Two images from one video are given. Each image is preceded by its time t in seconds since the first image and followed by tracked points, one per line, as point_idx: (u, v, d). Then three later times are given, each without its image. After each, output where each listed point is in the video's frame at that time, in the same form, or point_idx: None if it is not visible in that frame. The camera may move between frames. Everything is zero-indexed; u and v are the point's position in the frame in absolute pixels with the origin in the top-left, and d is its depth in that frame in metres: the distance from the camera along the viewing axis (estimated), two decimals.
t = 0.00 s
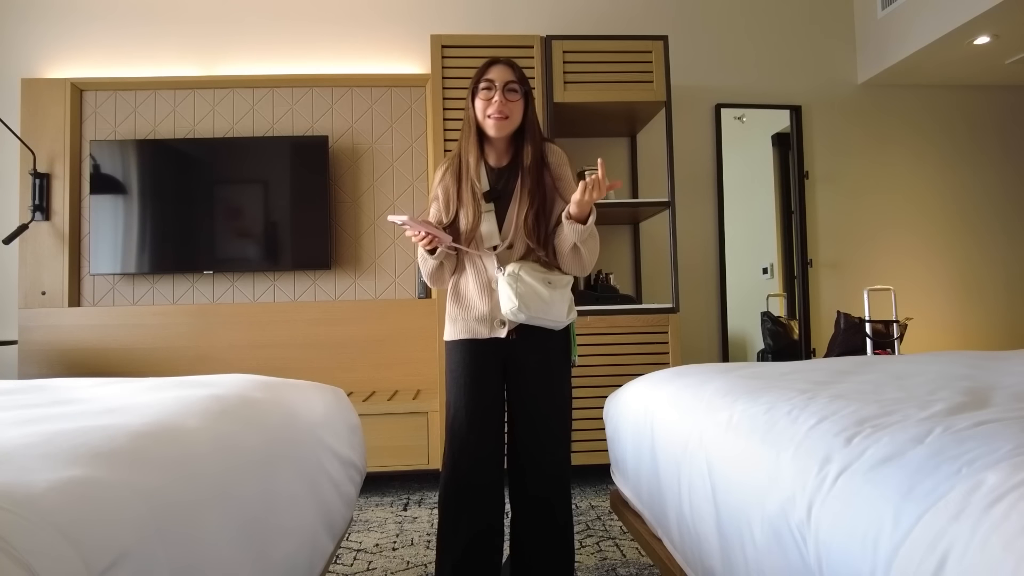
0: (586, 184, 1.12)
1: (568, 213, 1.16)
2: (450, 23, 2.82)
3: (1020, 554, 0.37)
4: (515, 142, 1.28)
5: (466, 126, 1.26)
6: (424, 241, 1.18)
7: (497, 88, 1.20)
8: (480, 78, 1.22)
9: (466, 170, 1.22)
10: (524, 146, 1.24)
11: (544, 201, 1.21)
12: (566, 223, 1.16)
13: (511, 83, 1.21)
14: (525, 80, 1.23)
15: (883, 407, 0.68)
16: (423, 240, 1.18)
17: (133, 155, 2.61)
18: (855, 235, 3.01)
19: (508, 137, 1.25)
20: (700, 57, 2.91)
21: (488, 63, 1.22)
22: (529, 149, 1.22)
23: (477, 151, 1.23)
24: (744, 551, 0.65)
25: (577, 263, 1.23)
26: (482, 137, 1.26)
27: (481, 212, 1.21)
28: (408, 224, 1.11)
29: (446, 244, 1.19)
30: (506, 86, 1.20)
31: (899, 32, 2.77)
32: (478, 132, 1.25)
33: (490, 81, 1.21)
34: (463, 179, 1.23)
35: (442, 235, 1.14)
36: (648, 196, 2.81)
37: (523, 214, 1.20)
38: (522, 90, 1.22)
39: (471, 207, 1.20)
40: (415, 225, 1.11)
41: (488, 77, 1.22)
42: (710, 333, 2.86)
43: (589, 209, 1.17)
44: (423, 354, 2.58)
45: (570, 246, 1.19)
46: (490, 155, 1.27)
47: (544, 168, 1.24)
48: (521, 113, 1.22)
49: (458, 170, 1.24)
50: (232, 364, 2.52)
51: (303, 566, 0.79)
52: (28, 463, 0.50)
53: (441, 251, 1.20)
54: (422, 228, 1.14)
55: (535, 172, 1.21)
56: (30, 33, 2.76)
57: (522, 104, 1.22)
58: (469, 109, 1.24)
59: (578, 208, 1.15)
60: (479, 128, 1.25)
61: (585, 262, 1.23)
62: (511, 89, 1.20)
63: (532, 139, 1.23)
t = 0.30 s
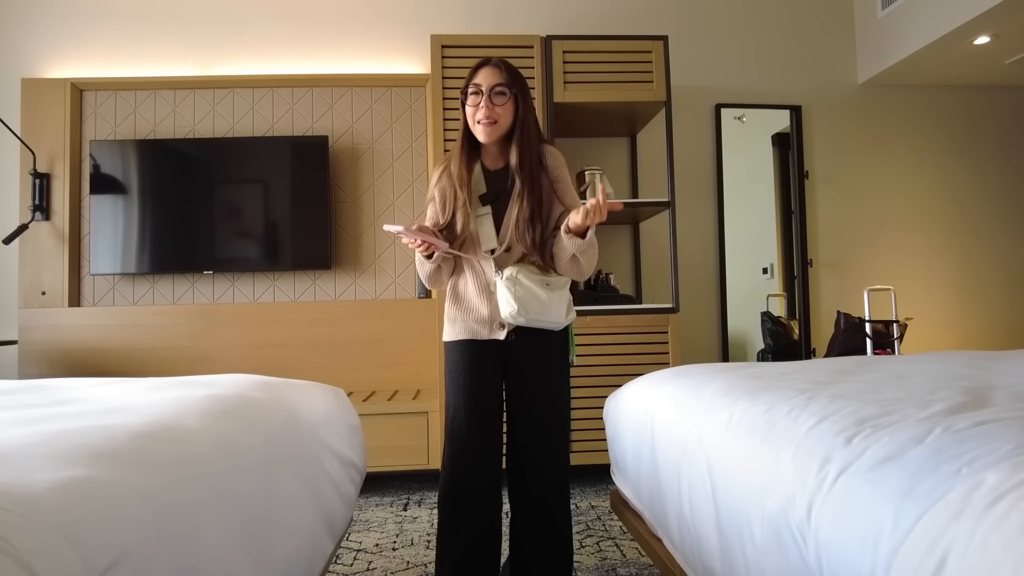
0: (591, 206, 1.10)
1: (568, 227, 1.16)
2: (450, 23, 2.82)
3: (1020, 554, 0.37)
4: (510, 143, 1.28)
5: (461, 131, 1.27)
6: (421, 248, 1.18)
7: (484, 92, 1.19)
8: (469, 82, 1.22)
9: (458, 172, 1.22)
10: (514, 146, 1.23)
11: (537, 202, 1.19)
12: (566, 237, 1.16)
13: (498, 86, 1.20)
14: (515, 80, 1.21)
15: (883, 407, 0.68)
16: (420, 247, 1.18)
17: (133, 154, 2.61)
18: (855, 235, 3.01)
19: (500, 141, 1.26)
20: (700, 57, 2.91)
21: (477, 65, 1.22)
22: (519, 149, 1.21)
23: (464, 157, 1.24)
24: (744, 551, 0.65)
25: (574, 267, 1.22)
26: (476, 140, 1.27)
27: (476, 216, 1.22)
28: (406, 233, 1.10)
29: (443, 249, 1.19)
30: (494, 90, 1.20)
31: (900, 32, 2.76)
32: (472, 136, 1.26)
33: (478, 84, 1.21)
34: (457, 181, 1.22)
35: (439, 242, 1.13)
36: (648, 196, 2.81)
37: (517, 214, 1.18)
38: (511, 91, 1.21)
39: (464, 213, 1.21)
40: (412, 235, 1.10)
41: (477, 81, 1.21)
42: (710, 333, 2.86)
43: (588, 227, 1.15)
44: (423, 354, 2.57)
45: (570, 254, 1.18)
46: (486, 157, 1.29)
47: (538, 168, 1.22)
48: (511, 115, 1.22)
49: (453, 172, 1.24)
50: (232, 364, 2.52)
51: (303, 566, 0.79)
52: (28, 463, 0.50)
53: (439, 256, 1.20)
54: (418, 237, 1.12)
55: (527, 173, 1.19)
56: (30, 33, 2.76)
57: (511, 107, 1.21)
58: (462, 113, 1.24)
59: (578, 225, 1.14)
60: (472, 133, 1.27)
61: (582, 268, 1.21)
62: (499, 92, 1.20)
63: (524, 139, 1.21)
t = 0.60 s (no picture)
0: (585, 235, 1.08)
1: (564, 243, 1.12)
2: (450, 23, 2.82)
3: (1021, 554, 0.37)
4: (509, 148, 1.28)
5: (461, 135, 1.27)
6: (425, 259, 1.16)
7: (485, 97, 1.19)
8: (470, 87, 1.22)
9: (458, 178, 1.22)
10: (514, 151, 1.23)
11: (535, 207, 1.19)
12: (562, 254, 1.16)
13: (499, 90, 1.20)
14: (514, 85, 1.22)
15: (883, 407, 0.68)
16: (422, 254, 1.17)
17: (133, 154, 2.61)
18: (854, 235, 3.01)
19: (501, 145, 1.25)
20: (700, 57, 2.91)
21: (477, 69, 1.22)
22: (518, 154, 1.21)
23: (462, 162, 1.23)
24: (744, 551, 0.65)
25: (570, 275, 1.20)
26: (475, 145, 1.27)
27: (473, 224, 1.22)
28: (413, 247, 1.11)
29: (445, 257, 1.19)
30: (494, 94, 1.20)
31: (900, 32, 2.76)
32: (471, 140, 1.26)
33: (478, 89, 1.21)
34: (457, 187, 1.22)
35: (444, 255, 1.13)
36: (648, 196, 2.81)
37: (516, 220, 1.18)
38: (511, 96, 1.21)
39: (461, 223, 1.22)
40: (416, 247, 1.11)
41: (477, 85, 1.21)
42: (710, 333, 2.86)
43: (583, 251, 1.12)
44: (423, 354, 2.57)
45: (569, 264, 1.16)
46: (485, 162, 1.28)
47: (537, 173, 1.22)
48: (510, 120, 1.22)
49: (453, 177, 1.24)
50: (232, 364, 2.52)
51: (303, 565, 0.79)
52: (28, 463, 0.50)
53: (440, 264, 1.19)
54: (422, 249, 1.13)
55: (526, 178, 1.19)
56: (31, 33, 2.76)
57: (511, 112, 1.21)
58: (461, 118, 1.24)
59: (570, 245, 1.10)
60: (472, 138, 1.26)
61: (580, 275, 1.19)
62: (500, 97, 1.20)
63: (523, 144, 1.21)
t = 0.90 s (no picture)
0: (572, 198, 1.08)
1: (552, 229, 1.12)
2: (450, 23, 2.82)
3: (1021, 554, 0.37)
4: (512, 148, 1.28)
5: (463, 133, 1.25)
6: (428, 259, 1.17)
7: (493, 94, 1.19)
8: (475, 83, 1.21)
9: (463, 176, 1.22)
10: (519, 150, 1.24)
11: (539, 206, 1.20)
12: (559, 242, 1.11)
13: (506, 88, 1.20)
14: (521, 84, 1.22)
15: (883, 407, 0.67)
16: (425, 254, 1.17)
17: (133, 154, 2.61)
18: (854, 235, 3.01)
19: (505, 144, 1.25)
20: (700, 57, 2.91)
21: (483, 67, 1.22)
22: (526, 153, 1.22)
23: (469, 159, 1.23)
24: (744, 551, 0.65)
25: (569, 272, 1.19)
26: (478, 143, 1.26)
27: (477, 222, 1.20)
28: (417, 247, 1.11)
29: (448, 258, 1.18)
30: (502, 92, 1.19)
31: (900, 32, 2.76)
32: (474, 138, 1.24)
33: (485, 86, 1.20)
34: (461, 186, 1.23)
35: (447, 255, 1.13)
36: (648, 196, 2.81)
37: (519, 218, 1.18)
38: (518, 95, 1.21)
39: (466, 218, 1.20)
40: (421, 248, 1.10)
41: (483, 82, 1.21)
42: (710, 333, 2.86)
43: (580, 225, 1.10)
44: (424, 354, 2.57)
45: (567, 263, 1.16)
46: (487, 162, 1.27)
47: (541, 173, 1.23)
48: (516, 119, 1.22)
49: (456, 177, 1.24)
50: (232, 364, 2.52)
51: (303, 565, 0.79)
52: (28, 463, 0.50)
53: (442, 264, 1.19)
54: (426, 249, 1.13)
55: (531, 177, 1.20)
56: (31, 33, 2.76)
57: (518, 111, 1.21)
58: (466, 116, 1.23)
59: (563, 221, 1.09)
60: (475, 135, 1.25)
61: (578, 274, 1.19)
62: (507, 95, 1.19)
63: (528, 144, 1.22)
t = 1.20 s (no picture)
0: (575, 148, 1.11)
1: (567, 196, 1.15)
2: (450, 23, 2.82)
3: (1020, 554, 0.37)
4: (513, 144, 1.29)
5: (462, 127, 1.24)
6: (426, 246, 1.16)
7: (496, 88, 1.19)
8: (477, 79, 1.21)
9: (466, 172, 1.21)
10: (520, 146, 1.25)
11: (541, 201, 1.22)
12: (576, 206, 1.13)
13: (509, 83, 1.20)
14: (522, 81, 1.23)
15: (883, 407, 0.67)
16: (424, 244, 1.16)
17: (133, 154, 2.61)
18: (854, 235, 3.01)
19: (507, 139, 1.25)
20: (701, 57, 2.91)
21: (485, 63, 1.22)
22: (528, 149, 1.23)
23: (474, 153, 1.22)
24: (744, 551, 0.65)
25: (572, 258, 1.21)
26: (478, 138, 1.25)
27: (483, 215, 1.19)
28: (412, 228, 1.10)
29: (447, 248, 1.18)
30: (505, 87, 1.20)
31: (899, 32, 2.76)
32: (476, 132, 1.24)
33: (488, 81, 1.20)
34: (462, 182, 1.22)
35: (446, 242, 1.13)
36: (648, 195, 2.81)
37: (524, 213, 1.21)
38: (520, 91, 1.22)
39: (472, 211, 1.19)
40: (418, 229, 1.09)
41: (486, 77, 1.21)
42: (710, 333, 2.86)
43: (592, 183, 1.14)
44: (424, 354, 2.57)
45: (580, 236, 1.15)
46: (487, 157, 1.27)
47: (544, 170, 1.24)
48: (519, 114, 1.22)
49: (457, 172, 1.23)
50: (232, 364, 2.52)
51: (303, 565, 0.79)
52: (28, 463, 0.50)
53: (441, 255, 1.19)
54: (425, 234, 1.12)
55: (535, 173, 1.22)
56: (31, 33, 2.76)
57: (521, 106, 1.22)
58: (466, 110, 1.22)
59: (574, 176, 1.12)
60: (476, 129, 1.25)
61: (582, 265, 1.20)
62: (511, 90, 1.20)
63: (532, 139, 1.23)
